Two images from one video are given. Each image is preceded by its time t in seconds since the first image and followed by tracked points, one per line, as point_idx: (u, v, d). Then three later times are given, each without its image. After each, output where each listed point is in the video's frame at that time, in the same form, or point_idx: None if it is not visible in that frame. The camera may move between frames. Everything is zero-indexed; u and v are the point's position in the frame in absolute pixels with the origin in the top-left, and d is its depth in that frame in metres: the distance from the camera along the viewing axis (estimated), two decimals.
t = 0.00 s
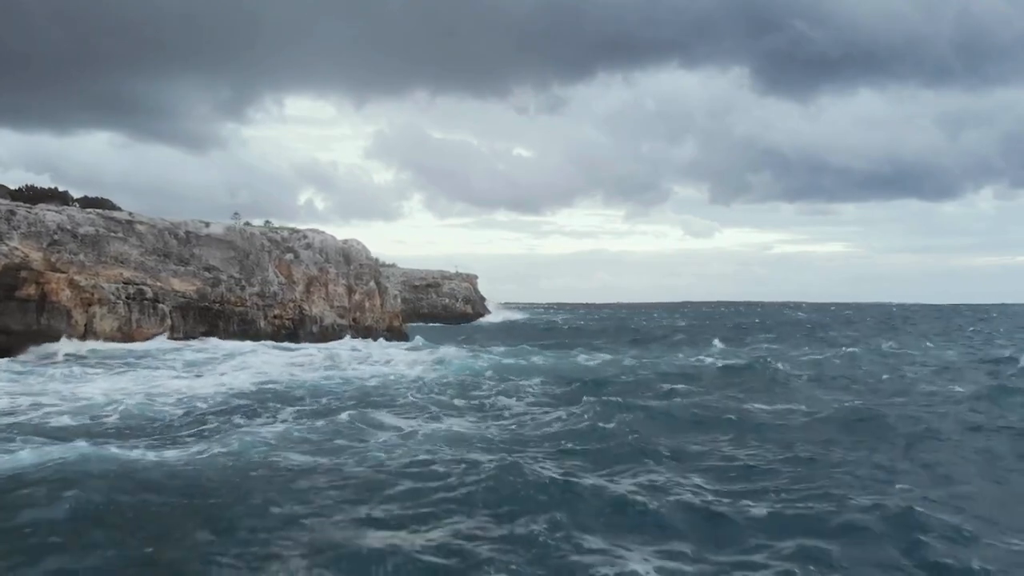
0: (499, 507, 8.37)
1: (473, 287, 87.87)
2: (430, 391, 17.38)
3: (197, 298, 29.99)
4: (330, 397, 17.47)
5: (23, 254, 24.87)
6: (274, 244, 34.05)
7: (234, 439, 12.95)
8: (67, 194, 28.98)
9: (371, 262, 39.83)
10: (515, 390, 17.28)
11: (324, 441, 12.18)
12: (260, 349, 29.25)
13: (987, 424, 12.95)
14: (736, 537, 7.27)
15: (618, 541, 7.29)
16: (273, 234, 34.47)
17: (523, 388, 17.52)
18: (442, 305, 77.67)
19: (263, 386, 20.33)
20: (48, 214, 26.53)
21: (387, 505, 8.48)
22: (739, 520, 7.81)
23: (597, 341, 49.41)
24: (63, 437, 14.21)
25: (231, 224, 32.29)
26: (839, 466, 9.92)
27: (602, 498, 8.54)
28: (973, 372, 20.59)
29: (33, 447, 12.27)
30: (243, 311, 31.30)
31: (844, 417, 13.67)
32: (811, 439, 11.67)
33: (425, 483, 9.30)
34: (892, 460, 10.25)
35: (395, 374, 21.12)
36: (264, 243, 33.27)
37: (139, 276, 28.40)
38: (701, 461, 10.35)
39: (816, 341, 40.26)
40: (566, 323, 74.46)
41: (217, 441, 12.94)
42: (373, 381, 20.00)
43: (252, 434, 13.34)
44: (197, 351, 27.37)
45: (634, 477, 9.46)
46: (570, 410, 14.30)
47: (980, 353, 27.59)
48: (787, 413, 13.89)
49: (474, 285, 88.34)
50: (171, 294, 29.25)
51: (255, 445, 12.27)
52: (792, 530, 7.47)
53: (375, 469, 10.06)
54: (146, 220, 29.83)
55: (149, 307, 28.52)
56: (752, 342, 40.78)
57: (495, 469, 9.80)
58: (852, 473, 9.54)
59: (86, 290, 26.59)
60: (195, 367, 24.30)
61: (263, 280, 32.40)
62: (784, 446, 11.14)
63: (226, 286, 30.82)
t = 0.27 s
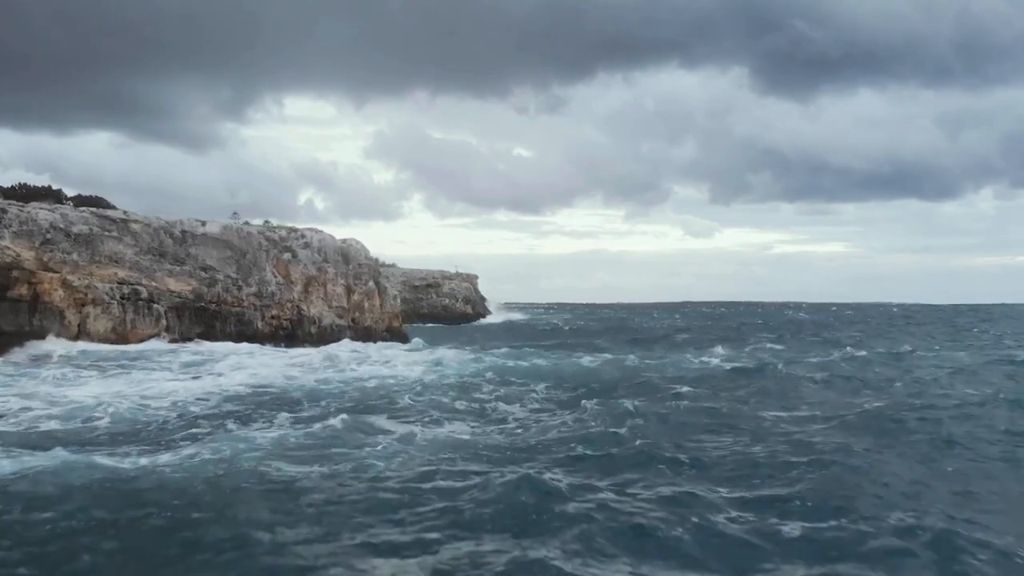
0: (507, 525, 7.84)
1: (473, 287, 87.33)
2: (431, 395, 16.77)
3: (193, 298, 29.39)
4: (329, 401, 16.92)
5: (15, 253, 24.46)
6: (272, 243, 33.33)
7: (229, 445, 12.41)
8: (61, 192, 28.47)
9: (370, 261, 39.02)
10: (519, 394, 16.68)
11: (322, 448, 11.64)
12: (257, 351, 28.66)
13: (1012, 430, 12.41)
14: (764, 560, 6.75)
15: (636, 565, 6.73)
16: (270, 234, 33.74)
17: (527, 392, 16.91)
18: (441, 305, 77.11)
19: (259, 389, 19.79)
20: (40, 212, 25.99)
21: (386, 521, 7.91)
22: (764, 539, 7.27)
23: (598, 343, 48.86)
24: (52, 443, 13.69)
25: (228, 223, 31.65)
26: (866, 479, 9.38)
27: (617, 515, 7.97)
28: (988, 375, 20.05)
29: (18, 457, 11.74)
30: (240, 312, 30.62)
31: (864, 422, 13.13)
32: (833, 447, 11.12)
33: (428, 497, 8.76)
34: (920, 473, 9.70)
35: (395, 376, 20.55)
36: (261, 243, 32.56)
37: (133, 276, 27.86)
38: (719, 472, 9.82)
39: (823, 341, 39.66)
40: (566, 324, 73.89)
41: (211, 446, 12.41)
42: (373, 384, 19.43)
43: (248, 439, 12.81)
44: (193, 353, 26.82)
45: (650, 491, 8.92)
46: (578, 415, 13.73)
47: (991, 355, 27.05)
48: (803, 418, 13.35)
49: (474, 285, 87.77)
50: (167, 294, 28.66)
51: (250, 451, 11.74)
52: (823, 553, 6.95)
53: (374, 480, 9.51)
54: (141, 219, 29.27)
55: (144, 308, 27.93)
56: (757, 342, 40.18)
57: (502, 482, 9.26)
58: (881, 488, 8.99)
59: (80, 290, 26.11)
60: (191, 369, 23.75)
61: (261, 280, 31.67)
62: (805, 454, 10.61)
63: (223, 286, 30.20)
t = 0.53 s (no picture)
0: (515, 546, 7.33)
1: (474, 286, 86.75)
2: (432, 399, 16.21)
3: (189, 299, 28.69)
4: (327, 404, 16.38)
5: (7, 253, 24.26)
6: (269, 243, 32.59)
7: (222, 451, 11.89)
8: (54, 191, 28.10)
9: (369, 261, 38.18)
10: (524, 398, 16.09)
11: (318, 456, 11.11)
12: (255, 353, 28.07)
13: None
14: None
15: None
16: (268, 233, 33.02)
17: (531, 396, 16.32)
18: (442, 305, 76.53)
19: (256, 391, 19.26)
20: (33, 211, 25.78)
21: (385, 545, 7.38)
22: (793, 566, 6.73)
23: (601, 344, 48.26)
24: (40, 449, 13.20)
25: (224, 222, 31.02)
26: (894, 490, 8.87)
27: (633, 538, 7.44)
28: (1008, 376, 19.42)
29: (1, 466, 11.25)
30: (237, 312, 29.88)
31: (885, 427, 12.60)
32: (855, 454, 10.60)
33: (430, 514, 8.25)
34: (954, 485, 9.15)
35: (396, 378, 20.00)
36: (258, 242, 31.84)
37: (128, 276, 27.30)
38: (737, 483, 9.31)
39: (830, 342, 39.02)
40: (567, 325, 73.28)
41: (203, 452, 11.90)
42: (372, 386, 18.88)
43: (242, 445, 12.28)
44: (189, 354, 26.31)
45: (666, 506, 8.40)
46: (586, 421, 13.19)
47: (1006, 356, 26.40)
48: (821, 423, 12.81)
49: (475, 285, 87.19)
50: (162, 294, 28.01)
51: (243, 459, 11.22)
52: None
53: (373, 493, 8.99)
54: (136, 218, 28.74)
55: (138, 308, 27.30)
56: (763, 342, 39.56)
57: (508, 497, 8.73)
58: (911, 502, 8.47)
59: (73, 290, 25.68)
60: (187, 371, 23.23)
61: (258, 279, 30.95)
62: (827, 462, 10.08)
63: (219, 286, 29.52)
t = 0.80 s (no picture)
0: (528, 575, 6.80)
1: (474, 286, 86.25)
2: (433, 403, 15.63)
3: (184, 299, 28.09)
4: (324, 409, 15.79)
5: None
6: (266, 242, 32.01)
7: (215, 457, 11.33)
8: (48, 190, 27.64)
9: (368, 261, 37.58)
10: (529, 403, 15.51)
11: (316, 464, 10.56)
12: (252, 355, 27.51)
13: None
14: None
15: None
16: (266, 232, 32.44)
17: (536, 401, 15.76)
18: (442, 305, 76.01)
19: (252, 394, 18.75)
20: (25, 210, 25.39)
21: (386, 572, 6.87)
22: None
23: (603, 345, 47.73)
24: (26, 455, 12.69)
25: (221, 221, 30.45)
26: (926, 507, 8.35)
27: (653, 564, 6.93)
28: None
29: None
30: (233, 312, 29.27)
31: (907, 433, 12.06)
32: (881, 463, 10.07)
33: (435, 534, 7.72)
34: (988, 500, 8.63)
35: (396, 381, 19.39)
36: (256, 241, 31.25)
37: (122, 276, 26.74)
38: (761, 496, 8.76)
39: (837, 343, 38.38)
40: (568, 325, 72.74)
41: (196, 457, 11.33)
42: (372, 389, 18.28)
43: (236, 450, 11.71)
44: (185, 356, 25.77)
45: (688, 523, 7.86)
46: (595, 427, 12.64)
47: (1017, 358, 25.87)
48: (841, 428, 12.26)
49: (475, 285, 86.67)
50: (157, 294, 27.41)
51: (237, 465, 10.64)
52: None
53: (375, 510, 8.47)
54: (131, 217, 28.20)
55: (133, 308, 26.72)
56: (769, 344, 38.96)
57: (518, 516, 8.18)
58: (948, 520, 7.95)
59: (65, 290, 25.21)
60: (182, 372, 22.68)
61: (255, 279, 30.37)
62: (852, 474, 9.55)
63: (215, 286, 28.93)
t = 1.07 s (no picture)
0: None
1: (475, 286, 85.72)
2: (434, 408, 15.06)
3: (180, 299, 27.55)
4: (322, 413, 15.22)
5: None
6: (263, 242, 31.47)
7: (205, 464, 10.76)
8: (41, 188, 27.17)
9: (367, 261, 37.02)
10: (534, 408, 14.93)
11: (312, 475, 9.99)
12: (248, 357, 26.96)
13: None
14: None
15: None
16: (263, 231, 31.91)
17: (542, 405, 15.19)
18: (442, 305, 75.47)
19: (248, 397, 18.22)
20: (16, 208, 24.98)
21: None
22: None
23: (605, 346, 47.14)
24: (10, 462, 12.18)
25: (218, 220, 29.90)
26: (963, 524, 7.80)
27: None
28: None
29: None
30: (230, 312, 28.75)
31: (931, 440, 11.50)
32: (910, 474, 9.51)
33: (438, 557, 7.19)
34: None
35: (396, 383, 18.82)
36: (253, 240, 30.71)
37: (116, 275, 26.21)
38: (787, 511, 8.20)
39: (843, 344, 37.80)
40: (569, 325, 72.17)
41: (185, 463, 10.77)
42: (371, 392, 17.70)
43: (228, 458, 11.14)
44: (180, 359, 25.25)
45: (712, 545, 7.31)
46: (605, 435, 12.05)
47: None
48: (863, 435, 11.69)
49: (475, 285, 86.14)
50: (152, 294, 26.87)
51: (228, 475, 10.07)
52: None
53: (375, 530, 7.92)
54: (125, 215, 27.64)
55: (127, 309, 26.16)
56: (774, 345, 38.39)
57: (530, 539, 7.61)
58: (989, 539, 7.40)
59: (58, 290, 24.79)
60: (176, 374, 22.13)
61: (252, 279, 29.85)
62: (881, 487, 9.01)
63: (211, 286, 28.41)
